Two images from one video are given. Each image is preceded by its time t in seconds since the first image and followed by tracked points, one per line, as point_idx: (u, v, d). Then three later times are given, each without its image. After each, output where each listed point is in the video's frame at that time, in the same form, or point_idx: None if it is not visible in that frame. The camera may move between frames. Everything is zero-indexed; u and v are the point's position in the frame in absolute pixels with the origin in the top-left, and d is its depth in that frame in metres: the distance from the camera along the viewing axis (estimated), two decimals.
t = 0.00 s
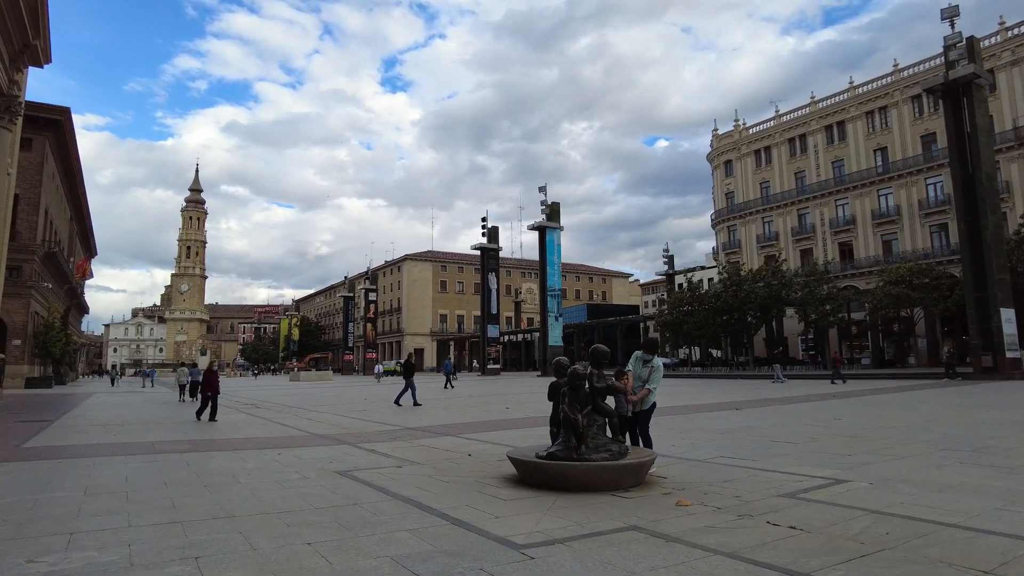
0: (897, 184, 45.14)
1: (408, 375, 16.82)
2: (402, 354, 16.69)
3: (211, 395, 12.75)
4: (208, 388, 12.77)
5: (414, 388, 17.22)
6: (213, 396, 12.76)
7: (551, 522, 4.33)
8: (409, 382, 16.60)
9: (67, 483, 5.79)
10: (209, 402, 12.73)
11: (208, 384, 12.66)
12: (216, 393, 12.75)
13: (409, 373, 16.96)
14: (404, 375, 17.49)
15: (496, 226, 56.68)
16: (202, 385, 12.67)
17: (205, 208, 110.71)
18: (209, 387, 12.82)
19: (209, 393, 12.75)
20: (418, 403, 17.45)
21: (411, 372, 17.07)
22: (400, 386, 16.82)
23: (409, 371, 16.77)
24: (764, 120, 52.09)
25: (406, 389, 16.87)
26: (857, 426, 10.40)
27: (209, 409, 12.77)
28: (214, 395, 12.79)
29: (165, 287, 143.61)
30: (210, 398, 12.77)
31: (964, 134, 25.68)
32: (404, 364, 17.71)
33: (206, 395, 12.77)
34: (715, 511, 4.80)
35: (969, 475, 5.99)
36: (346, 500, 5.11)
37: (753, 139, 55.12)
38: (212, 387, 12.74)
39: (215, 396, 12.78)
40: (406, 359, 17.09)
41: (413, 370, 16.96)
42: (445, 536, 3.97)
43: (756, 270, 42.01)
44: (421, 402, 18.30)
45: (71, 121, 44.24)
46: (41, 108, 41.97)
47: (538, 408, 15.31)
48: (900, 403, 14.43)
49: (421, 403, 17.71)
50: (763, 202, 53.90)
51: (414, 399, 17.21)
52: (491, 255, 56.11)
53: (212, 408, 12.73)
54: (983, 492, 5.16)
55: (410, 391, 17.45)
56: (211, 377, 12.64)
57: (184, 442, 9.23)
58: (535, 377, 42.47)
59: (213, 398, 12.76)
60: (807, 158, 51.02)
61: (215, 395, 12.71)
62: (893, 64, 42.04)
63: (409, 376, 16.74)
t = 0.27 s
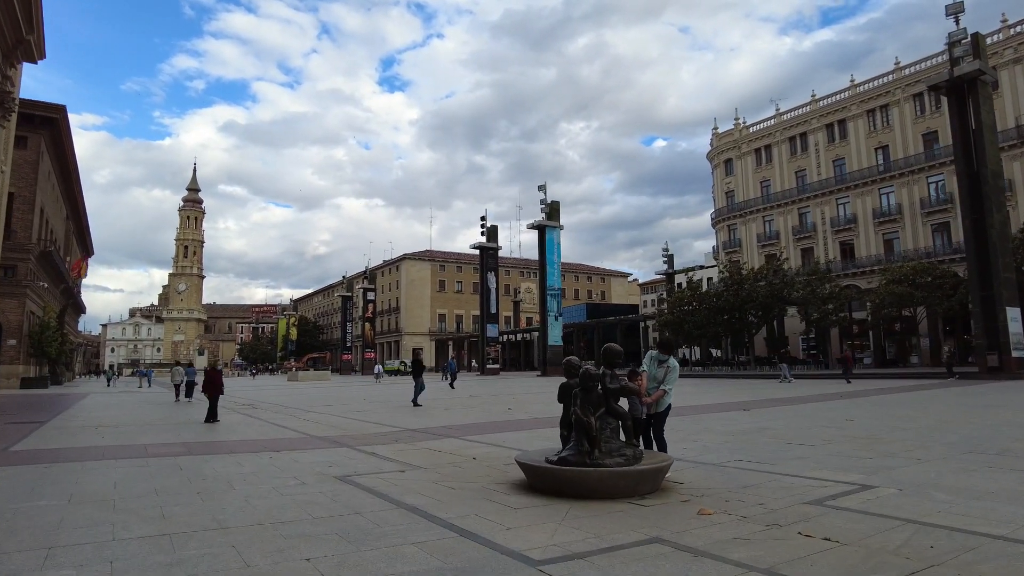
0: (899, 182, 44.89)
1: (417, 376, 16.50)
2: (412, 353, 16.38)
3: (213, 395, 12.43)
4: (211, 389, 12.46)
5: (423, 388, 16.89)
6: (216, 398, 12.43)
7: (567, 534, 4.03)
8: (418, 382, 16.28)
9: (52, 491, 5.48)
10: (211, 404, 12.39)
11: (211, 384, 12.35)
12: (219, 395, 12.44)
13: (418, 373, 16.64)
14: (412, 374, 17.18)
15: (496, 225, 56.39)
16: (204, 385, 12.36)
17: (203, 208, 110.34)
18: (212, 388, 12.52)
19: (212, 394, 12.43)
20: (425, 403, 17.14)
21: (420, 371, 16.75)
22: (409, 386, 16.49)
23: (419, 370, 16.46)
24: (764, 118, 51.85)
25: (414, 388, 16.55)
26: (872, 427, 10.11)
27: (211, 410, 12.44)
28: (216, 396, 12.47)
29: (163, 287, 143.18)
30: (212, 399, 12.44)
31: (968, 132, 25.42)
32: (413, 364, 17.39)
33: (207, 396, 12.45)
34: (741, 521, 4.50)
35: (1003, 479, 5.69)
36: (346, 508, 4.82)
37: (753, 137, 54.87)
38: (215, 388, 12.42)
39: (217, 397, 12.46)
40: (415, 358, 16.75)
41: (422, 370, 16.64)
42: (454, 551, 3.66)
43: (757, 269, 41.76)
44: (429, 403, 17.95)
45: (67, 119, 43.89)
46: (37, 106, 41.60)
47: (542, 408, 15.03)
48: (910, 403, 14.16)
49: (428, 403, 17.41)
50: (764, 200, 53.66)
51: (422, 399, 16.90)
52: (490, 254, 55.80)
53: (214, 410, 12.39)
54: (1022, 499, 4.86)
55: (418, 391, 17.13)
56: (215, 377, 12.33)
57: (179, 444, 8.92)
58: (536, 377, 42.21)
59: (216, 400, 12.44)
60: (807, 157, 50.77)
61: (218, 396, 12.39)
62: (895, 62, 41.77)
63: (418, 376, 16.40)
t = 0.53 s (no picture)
0: (900, 180, 44.66)
1: (426, 375, 16.18)
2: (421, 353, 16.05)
3: (218, 396, 12.14)
4: (215, 389, 12.15)
5: (432, 388, 16.60)
6: (221, 398, 12.14)
7: (585, 542, 3.79)
8: (427, 382, 15.99)
9: (39, 496, 5.22)
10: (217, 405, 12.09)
11: (215, 385, 12.05)
12: (224, 395, 12.14)
13: (427, 373, 16.33)
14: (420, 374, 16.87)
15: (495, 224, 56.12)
16: (209, 386, 12.05)
17: (201, 207, 109.94)
18: (217, 388, 12.22)
19: (217, 394, 12.13)
20: (434, 403, 16.83)
21: (429, 371, 16.44)
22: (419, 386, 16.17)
23: (427, 370, 16.13)
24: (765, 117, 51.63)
25: (424, 388, 16.24)
26: (885, 427, 9.88)
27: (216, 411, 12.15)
28: (221, 396, 12.19)
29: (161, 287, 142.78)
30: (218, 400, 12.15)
31: (973, 128, 25.20)
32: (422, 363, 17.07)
33: (212, 397, 12.16)
34: (765, 527, 4.27)
35: None
36: (350, 514, 4.57)
37: (754, 136, 54.64)
38: (220, 388, 12.11)
39: (222, 397, 12.16)
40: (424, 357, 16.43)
41: (431, 369, 16.32)
42: (465, 560, 3.43)
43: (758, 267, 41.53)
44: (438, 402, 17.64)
45: (64, 117, 43.49)
46: (33, 104, 41.17)
47: (546, 408, 14.79)
48: (919, 402, 13.92)
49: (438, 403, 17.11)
50: (764, 199, 53.44)
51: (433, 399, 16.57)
52: (490, 253, 55.52)
53: (219, 410, 12.11)
54: None
55: (427, 391, 16.82)
56: (219, 377, 12.03)
57: (174, 445, 8.66)
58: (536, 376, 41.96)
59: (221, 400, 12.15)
60: (808, 155, 50.54)
61: (223, 397, 12.10)
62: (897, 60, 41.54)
63: (427, 376, 16.10)
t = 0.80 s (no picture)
0: (903, 180, 44.41)
1: (438, 376, 15.87)
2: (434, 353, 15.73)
3: (227, 396, 11.86)
4: (224, 389, 11.87)
5: (444, 389, 16.30)
6: (230, 399, 11.85)
7: (613, 557, 3.52)
8: (438, 382, 15.71)
9: (27, 503, 4.95)
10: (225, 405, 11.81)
11: (224, 385, 11.76)
12: (233, 395, 11.86)
13: (439, 373, 16.02)
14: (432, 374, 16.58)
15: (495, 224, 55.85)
16: (219, 386, 11.78)
17: (199, 206, 109.65)
18: (226, 388, 11.94)
19: (226, 394, 11.84)
20: (446, 403, 16.53)
21: (441, 371, 16.12)
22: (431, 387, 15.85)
23: (439, 371, 15.83)
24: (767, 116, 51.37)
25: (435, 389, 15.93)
26: (903, 430, 9.59)
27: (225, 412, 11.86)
28: (230, 397, 11.91)
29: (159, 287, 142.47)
30: (227, 400, 11.86)
31: (979, 126, 24.94)
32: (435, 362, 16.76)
33: (221, 397, 11.87)
34: (802, 539, 3.99)
35: None
36: (358, 524, 4.29)
37: (755, 135, 54.41)
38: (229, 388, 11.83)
39: (232, 398, 11.88)
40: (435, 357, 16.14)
41: (443, 369, 16.02)
42: None
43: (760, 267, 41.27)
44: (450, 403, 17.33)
45: (62, 115, 43.14)
46: (31, 101, 40.80)
47: (551, 409, 14.52)
48: (932, 403, 13.65)
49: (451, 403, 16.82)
50: (766, 198, 53.19)
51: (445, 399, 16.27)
52: (490, 253, 55.24)
53: (229, 411, 11.82)
54: None
55: (439, 391, 16.52)
56: (228, 377, 11.73)
57: (171, 448, 8.38)
58: (537, 377, 41.71)
59: (230, 401, 11.87)
60: (810, 155, 50.29)
61: (232, 397, 11.81)
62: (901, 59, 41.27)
63: (439, 376, 15.81)
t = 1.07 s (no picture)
0: (906, 180, 44.16)
1: (449, 375, 15.56)
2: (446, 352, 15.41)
3: (237, 397, 11.58)
4: (233, 390, 11.60)
5: (455, 389, 16.01)
6: (239, 400, 11.57)
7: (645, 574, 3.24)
8: (450, 382, 15.44)
9: (12, 510, 4.66)
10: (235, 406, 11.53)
11: (233, 385, 11.48)
12: (243, 396, 11.57)
13: (450, 373, 15.71)
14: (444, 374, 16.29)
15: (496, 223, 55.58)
16: (229, 386, 11.50)
17: (199, 206, 109.37)
18: (236, 388, 11.67)
19: (235, 395, 11.56)
20: (458, 403, 16.22)
21: (452, 371, 15.81)
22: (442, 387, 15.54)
23: (451, 370, 15.49)
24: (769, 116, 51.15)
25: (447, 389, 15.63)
26: (921, 431, 9.31)
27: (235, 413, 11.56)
28: (240, 398, 11.62)
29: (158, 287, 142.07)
30: (236, 401, 11.57)
31: (986, 124, 24.69)
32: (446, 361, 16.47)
33: (231, 398, 11.59)
34: (844, 551, 3.72)
35: None
36: (364, 535, 4.00)
37: (757, 135, 54.19)
38: (239, 389, 11.54)
39: (241, 398, 11.59)
40: (446, 357, 15.85)
41: (454, 369, 15.70)
42: None
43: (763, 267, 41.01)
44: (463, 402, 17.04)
45: (59, 113, 42.81)
46: (28, 99, 40.47)
47: (557, 411, 14.23)
48: (944, 404, 13.36)
49: (462, 403, 16.52)
50: (768, 198, 52.94)
51: (457, 399, 15.97)
52: (490, 252, 54.96)
53: (239, 412, 11.53)
54: None
55: (450, 391, 16.22)
56: (237, 377, 11.46)
57: (167, 451, 8.09)
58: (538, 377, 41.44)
59: (240, 401, 11.59)
60: (813, 155, 50.05)
61: (241, 398, 11.53)
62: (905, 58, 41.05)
63: (450, 376, 15.55)
